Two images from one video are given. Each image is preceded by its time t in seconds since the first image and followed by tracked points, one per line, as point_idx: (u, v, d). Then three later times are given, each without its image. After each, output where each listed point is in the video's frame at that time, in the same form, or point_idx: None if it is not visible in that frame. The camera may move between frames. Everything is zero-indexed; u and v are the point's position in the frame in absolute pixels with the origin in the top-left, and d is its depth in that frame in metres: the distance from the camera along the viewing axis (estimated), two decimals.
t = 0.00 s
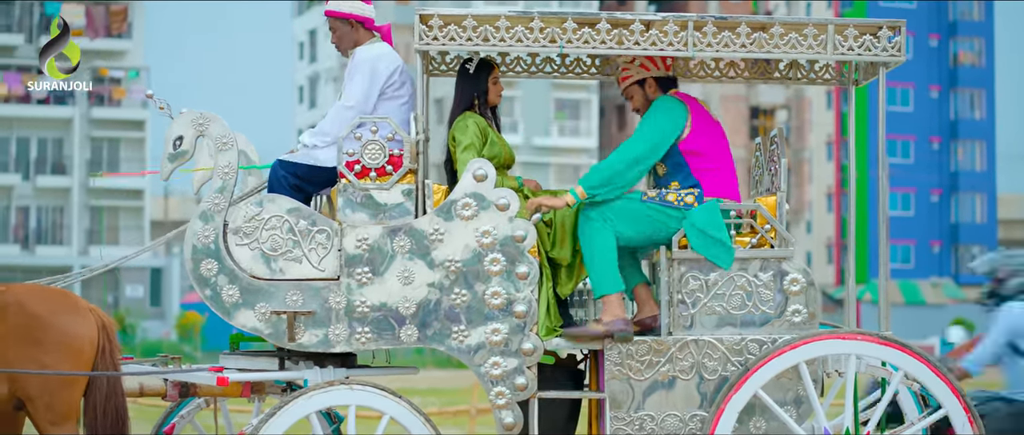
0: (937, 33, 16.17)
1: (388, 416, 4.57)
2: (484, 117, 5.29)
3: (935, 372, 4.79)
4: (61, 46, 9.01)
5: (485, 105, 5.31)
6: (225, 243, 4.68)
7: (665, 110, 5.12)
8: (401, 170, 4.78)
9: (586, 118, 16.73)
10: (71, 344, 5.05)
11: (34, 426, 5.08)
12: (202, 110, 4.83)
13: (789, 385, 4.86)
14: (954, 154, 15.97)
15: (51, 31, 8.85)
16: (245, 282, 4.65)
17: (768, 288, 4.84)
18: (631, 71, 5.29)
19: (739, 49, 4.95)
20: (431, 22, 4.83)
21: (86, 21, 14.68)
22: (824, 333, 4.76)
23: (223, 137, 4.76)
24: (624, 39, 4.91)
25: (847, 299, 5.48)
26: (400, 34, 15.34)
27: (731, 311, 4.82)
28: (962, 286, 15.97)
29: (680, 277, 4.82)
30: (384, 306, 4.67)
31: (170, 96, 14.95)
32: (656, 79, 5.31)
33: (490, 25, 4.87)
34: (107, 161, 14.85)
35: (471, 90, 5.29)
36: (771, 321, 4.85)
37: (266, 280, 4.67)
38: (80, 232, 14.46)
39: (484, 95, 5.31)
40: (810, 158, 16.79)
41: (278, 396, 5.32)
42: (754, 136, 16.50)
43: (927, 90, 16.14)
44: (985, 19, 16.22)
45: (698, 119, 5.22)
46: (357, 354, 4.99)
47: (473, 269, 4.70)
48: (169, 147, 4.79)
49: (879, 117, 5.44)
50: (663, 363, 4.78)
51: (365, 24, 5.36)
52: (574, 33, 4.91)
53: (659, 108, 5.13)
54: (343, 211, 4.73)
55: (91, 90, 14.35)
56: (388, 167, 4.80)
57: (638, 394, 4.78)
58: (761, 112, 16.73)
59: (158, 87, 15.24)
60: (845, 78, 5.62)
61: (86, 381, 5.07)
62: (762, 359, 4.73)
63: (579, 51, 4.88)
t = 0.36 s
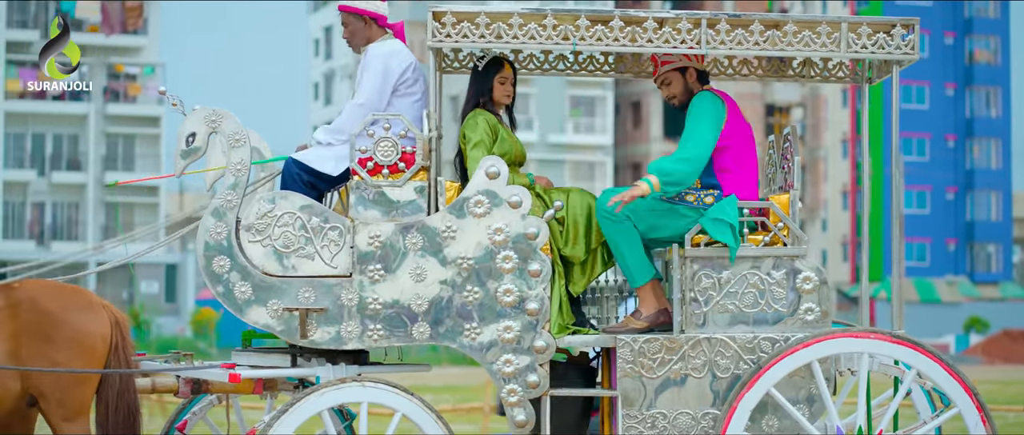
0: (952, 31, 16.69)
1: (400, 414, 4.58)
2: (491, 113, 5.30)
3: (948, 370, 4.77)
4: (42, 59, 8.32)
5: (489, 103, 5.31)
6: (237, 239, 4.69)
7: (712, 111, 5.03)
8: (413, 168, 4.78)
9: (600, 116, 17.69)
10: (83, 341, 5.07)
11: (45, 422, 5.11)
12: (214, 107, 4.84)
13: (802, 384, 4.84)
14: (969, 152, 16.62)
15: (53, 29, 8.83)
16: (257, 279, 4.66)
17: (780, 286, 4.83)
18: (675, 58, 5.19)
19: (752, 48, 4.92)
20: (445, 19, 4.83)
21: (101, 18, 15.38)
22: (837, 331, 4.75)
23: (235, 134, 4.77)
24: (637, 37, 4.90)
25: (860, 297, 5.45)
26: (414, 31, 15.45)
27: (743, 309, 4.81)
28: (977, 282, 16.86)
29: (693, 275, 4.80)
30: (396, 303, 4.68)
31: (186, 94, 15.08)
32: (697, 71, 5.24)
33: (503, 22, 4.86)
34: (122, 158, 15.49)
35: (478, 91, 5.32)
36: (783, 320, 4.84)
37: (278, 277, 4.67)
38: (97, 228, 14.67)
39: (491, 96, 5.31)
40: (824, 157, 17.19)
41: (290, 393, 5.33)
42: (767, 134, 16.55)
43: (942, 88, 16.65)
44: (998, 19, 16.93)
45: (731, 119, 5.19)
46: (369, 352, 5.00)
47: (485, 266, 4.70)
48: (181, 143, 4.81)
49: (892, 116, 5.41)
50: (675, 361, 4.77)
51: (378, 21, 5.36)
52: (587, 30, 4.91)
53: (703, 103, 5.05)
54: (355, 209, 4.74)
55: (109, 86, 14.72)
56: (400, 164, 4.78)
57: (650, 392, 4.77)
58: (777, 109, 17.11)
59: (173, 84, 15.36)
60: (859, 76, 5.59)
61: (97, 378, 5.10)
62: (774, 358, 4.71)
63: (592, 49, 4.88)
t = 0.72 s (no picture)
0: (974, 32, 16.62)
1: (416, 414, 4.59)
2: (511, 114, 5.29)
3: (964, 372, 4.76)
4: (45, 57, 8.43)
5: (510, 102, 5.30)
6: (254, 239, 4.72)
7: (709, 110, 5.04)
8: (429, 167, 4.80)
9: (621, 116, 17.70)
10: (100, 340, 5.11)
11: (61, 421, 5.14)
12: (231, 107, 4.87)
13: (818, 384, 4.83)
14: (989, 154, 16.73)
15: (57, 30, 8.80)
16: (274, 278, 4.68)
17: (797, 287, 4.81)
18: (652, 61, 5.17)
19: (769, 48, 4.90)
20: (461, 19, 4.85)
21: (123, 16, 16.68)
22: (853, 333, 4.73)
23: (252, 134, 4.79)
24: (653, 37, 4.89)
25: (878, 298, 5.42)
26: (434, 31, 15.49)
27: (760, 310, 4.80)
28: (998, 283, 17.04)
29: (709, 275, 4.79)
30: (412, 303, 4.69)
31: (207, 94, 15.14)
32: (674, 73, 5.23)
33: (519, 22, 4.86)
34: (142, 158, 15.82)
35: (499, 88, 5.31)
36: (799, 321, 4.82)
37: (294, 276, 4.70)
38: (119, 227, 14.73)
39: (512, 96, 5.30)
40: (847, 157, 17.85)
41: (306, 392, 5.35)
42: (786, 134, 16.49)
43: (963, 89, 16.58)
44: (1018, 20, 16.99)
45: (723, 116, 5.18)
46: (384, 351, 5.02)
47: (501, 266, 4.71)
48: (198, 142, 4.84)
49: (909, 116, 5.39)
50: (691, 362, 4.76)
51: (390, 21, 5.40)
52: (603, 30, 4.89)
53: (695, 102, 5.07)
54: (371, 208, 4.75)
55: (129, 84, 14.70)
56: (416, 164, 4.80)
57: (665, 392, 4.76)
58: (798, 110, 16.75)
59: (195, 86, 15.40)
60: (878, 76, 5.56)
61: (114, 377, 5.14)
62: (790, 359, 4.70)
63: (608, 49, 4.86)
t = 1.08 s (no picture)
0: (990, 35, 16.68)
1: (425, 414, 4.60)
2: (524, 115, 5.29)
3: (974, 374, 4.74)
4: (42, 58, 8.36)
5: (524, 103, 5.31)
6: (264, 240, 4.74)
7: (728, 114, 5.09)
8: (440, 168, 4.80)
9: (637, 118, 17.75)
10: (111, 339, 5.09)
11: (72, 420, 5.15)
12: (241, 107, 4.88)
13: (828, 386, 4.81)
14: (1007, 156, 16.74)
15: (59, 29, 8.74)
16: (284, 279, 4.70)
17: (807, 289, 4.80)
18: (667, 62, 5.28)
19: (780, 49, 4.88)
20: (471, 20, 4.85)
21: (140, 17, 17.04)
22: (863, 335, 4.71)
23: (262, 135, 4.81)
24: (664, 38, 4.88)
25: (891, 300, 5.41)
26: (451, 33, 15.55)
27: (770, 312, 4.78)
28: (1014, 286, 17.18)
29: (718, 277, 4.79)
30: (423, 304, 4.70)
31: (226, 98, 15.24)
32: (689, 76, 5.32)
33: (530, 24, 4.86)
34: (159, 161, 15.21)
35: (521, 85, 5.33)
36: (810, 323, 4.81)
37: (304, 277, 4.71)
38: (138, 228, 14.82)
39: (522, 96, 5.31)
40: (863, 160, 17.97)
41: (316, 393, 5.37)
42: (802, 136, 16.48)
43: (980, 92, 16.68)
44: None
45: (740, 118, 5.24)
46: (394, 352, 5.03)
47: (511, 268, 4.71)
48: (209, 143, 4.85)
49: (921, 117, 5.37)
50: (701, 363, 4.75)
51: (391, 24, 5.41)
52: (614, 31, 4.88)
53: (714, 107, 5.11)
54: (381, 209, 4.77)
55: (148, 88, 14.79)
56: (427, 165, 4.81)
57: (675, 394, 4.75)
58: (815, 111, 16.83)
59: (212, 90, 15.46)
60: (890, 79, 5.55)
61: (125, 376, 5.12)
62: (800, 361, 4.68)
63: (619, 50, 4.85)
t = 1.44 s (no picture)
0: (991, 37, 16.87)
1: (420, 416, 4.59)
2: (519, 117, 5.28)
3: (970, 377, 4.74)
4: (42, 58, 8.34)
5: (517, 104, 5.29)
6: (259, 241, 4.73)
7: (743, 123, 5.13)
8: (435, 169, 4.79)
9: (637, 120, 17.75)
10: (105, 341, 5.09)
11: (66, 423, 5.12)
12: (236, 108, 4.87)
13: (824, 388, 4.80)
14: (1007, 158, 16.89)
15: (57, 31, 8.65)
16: (279, 279, 4.69)
17: (803, 291, 4.79)
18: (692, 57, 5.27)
19: (776, 51, 4.90)
20: (468, 21, 4.82)
21: (141, 17, 17.18)
22: (859, 337, 4.70)
23: (258, 136, 4.81)
24: (660, 39, 4.86)
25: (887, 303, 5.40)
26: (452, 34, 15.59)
27: (766, 314, 4.78)
28: (1014, 287, 17.31)
29: (714, 279, 4.78)
30: (418, 306, 4.69)
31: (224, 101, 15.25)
32: (712, 74, 5.31)
33: (526, 25, 4.85)
34: (159, 159, 15.36)
35: (519, 87, 5.31)
36: (806, 325, 4.80)
37: (299, 279, 4.71)
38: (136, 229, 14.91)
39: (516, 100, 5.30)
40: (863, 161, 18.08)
41: (311, 395, 5.36)
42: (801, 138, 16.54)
43: (981, 93, 16.81)
44: None
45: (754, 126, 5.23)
46: (389, 353, 5.03)
47: (507, 269, 4.70)
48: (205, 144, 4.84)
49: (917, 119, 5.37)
50: (697, 365, 4.74)
51: (383, 27, 5.41)
52: (610, 33, 4.88)
53: (731, 110, 5.15)
54: (377, 210, 4.76)
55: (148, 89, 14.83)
56: (422, 166, 4.79)
57: (670, 395, 4.75)
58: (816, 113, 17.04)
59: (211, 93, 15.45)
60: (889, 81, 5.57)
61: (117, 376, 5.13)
62: (797, 362, 4.67)
63: (615, 51, 4.85)
